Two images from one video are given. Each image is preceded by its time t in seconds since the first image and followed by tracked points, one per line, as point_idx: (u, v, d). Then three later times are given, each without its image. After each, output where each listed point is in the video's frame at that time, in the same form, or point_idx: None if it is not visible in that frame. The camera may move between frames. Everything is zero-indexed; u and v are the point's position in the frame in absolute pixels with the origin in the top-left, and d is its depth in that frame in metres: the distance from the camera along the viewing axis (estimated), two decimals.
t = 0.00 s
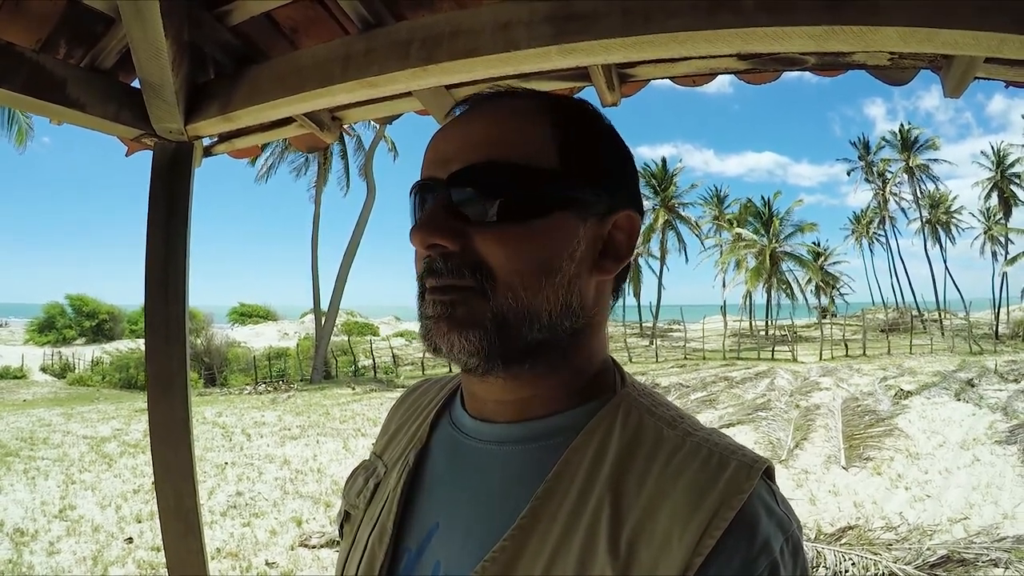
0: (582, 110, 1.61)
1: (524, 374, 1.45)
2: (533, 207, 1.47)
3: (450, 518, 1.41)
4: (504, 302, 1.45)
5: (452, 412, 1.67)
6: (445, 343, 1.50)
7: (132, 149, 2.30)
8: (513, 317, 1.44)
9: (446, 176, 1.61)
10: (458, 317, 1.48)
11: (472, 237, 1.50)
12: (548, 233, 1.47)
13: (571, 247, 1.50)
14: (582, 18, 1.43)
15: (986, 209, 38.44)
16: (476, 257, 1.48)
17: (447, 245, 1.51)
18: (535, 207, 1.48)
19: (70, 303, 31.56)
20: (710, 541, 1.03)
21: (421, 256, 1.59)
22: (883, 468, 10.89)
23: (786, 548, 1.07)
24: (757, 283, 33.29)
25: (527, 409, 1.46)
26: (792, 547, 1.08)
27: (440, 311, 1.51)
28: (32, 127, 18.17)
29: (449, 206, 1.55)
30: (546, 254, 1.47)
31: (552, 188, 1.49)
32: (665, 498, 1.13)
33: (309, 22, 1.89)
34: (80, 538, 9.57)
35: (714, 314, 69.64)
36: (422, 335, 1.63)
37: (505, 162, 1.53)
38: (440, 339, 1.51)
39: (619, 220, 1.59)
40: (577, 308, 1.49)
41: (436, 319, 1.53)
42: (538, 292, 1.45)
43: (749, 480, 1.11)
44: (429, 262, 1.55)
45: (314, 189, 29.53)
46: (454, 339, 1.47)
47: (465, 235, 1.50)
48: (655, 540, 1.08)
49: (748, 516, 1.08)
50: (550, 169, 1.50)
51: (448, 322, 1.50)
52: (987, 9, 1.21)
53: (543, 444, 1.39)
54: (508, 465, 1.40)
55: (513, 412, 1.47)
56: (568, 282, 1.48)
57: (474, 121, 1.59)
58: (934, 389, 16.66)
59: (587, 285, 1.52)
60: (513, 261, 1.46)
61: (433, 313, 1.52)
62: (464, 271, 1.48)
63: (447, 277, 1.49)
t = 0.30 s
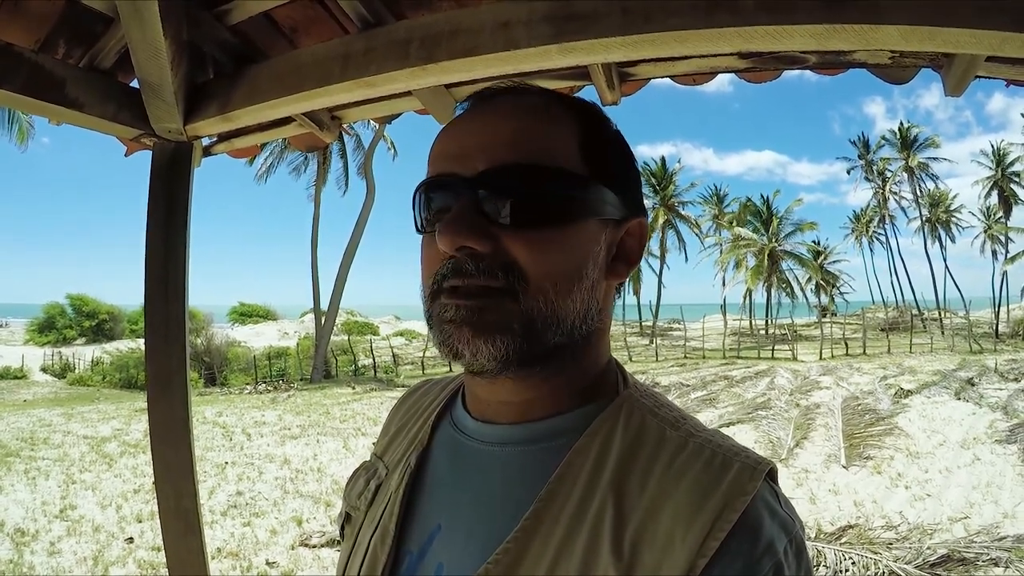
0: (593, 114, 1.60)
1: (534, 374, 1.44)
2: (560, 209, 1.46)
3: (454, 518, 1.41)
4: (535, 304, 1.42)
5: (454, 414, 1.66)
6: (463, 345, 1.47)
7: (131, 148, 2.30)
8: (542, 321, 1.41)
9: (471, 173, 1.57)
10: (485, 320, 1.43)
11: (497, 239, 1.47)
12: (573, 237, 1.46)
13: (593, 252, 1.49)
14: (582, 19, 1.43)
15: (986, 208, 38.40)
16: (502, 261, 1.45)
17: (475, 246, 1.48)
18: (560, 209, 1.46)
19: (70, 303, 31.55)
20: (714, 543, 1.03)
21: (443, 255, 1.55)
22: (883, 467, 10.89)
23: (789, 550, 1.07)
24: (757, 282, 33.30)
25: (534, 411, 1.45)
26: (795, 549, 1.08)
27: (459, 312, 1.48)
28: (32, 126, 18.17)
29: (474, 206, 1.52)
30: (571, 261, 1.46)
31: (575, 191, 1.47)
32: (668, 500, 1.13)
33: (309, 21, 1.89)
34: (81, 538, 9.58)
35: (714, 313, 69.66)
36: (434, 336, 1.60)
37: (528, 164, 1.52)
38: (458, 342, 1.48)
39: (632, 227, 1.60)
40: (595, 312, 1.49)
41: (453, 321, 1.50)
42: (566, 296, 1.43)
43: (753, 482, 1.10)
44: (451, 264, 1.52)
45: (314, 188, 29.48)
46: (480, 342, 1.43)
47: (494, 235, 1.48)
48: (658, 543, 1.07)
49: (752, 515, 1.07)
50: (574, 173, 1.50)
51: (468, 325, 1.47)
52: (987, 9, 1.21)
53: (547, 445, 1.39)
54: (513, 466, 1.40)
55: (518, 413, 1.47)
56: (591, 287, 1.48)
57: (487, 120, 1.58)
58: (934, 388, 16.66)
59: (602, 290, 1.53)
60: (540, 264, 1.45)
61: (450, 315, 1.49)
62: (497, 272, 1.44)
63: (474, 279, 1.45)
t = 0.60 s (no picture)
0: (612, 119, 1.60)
1: (553, 375, 1.44)
2: (593, 215, 1.45)
3: (467, 514, 1.40)
4: (568, 308, 1.41)
5: (463, 411, 1.66)
6: (496, 346, 1.45)
7: (133, 148, 2.30)
8: (572, 325, 1.41)
9: (508, 174, 1.54)
10: (519, 322, 1.42)
11: (539, 243, 1.45)
12: (603, 242, 1.46)
13: (618, 258, 1.50)
14: (583, 18, 1.43)
15: (988, 207, 38.33)
16: (545, 264, 1.43)
17: (519, 250, 1.45)
18: (593, 215, 1.45)
19: (72, 302, 31.60)
20: (718, 537, 1.03)
21: (477, 257, 1.52)
22: (885, 467, 10.88)
23: (790, 542, 1.07)
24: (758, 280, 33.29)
25: (552, 411, 1.45)
26: (797, 542, 1.08)
27: (494, 314, 1.45)
28: (33, 125, 18.19)
29: (505, 211, 1.50)
30: (601, 265, 1.46)
31: (607, 197, 1.47)
32: (673, 500, 1.12)
33: (311, 21, 1.89)
34: (83, 537, 9.59)
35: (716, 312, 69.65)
36: (459, 336, 1.58)
37: (566, 167, 1.51)
38: (491, 342, 1.46)
39: (649, 235, 1.62)
40: (615, 316, 1.50)
41: (486, 321, 1.47)
42: (594, 300, 1.43)
43: (757, 478, 1.10)
44: (489, 265, 1.48)
45: (315, 188, 29.46)
46: (512, 344, 1.42)
47: (532, 241, 1.46)
48: (662, 540, 1.07)
49: (757, 511, 1.07)
50: (606, 181, 1.50)
51: (503, 326, 1.45)
52: (989, 8, 1.21)
53: (559, 443, 1.39)
54: (530, 464, 1.39)
55: (534, 411, 1.47)
56: (615, 293, 1.49)
57: (521, 122, 1.55)
58: (936, 387, 16.64)
59: (624, 293, 1.53)
60: (572, 266, 1.43)
61: (484, 317, 1.47)
62: (535, 277, 1.43)
63: (513, 282, 1.43)
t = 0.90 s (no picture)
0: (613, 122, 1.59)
1: (550, 375, 1.44)
2: (580, 214, 1.45)
3: (470, 511, 1.40)
4: (555, 307, 1.41)
5: (471, 410, 1.66)
6: (486, 346, 1.46)
7: (136, 145, 2.31)
8: (562, 323, 1.41)
9: (496, 181, 1.55)
10: (508, 322, 1.43)
11: (526, 243, 1.46)
12: (594, 241, 1.46)
13: (612, 257, 1.49)
14: (585, 18, 1.43)
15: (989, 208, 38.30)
16: (531, 263, 1.44)
17: (501, 251, 1.46)
18: (580, 216, 1.45)
19: (73, 299, 31.62)
20: (709, 532, 1.02)
21: (468, 260, 1.53)
22: (885, 467, 10.87)
23: (784, 531, 1.05)
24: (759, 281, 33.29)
25: (553, 409, 1.45)
26: (791, 535, 1.06)
27: (485, 315, 1.46)
28: (33, 122, 18.17)
29: (495, 212, 1.51)
30: (591, 265, 1.46)
31: (595, 199, 1.47)
32: (668, 495, 1.12)
33: (314, 21, 1.89)
34: (83, 534, 9.61)
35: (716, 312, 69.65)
36: (459, 339, 1.59)
37: (554, 170, 1.51)
38: (482, 343, 1.47)
39: (652, 232, 1.59)
40: (613, 315, 1.49)
41: (478, 324, 1.49)
42: (586, 300, 1.43)
43: (754, 478, 1.09)
44: (476, 267, 1.50)
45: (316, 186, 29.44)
46: (503, 343, 1.43)
47: (518, 243, 1.47)
48: (656, 532, 1.07)
49: (753, 510, 1.06)
50: (595, 182, 1.49)
51: (494, 326, 1.46)
52: (988, 10, 1.21)
53: (562, 442, 1.39)
54: (533, 463, 1.39)
55: (535, 411, 1.47)
56: (609, 292, 1.48)
57: (511, 128, 1.56)
58: (936, 388, 16.64)
59: (621, 292, 1.52)
60: (561, 266, 1.44)
61: (475, 318, 1.48)
62: (519, 275, 1.44)
63: (497, 282, 1.44)
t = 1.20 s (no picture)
0: (603, 122, 1.60)
1: (542, 380, 1.44)
2: (556, 215, 1.48)
3: (475, 519, 1.40)
4: (531, 309, 1.44)
5: (481, 416, 1.66)
6: (470, 350, 1.50)
7: (135, 149, 2.30)
8: (544, 324, 1.43)
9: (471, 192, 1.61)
10: (487, 326, 1.48)
11: (499, 246, 1.50)
12: (572, 239, 1.47)
13: (595, 253, 1.49)
14: (583, 23, 1.43)
15: (988, 208, 38.33)
16: (504, 266, 1.48)
17: (476, 256, 1.52)
18: (559, 216, 1.48)
19: (73, 301, 31.60)
20: (710, 546, 1.02)
21: (452, 269, 1.60)
22: (885, 468, 10.86)
23: (786, 550, 1.05)
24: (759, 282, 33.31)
25: (551, 414, 1.45)
26: (793, 553, 1.06)
27: (468, 321, 1.53)
28: (32, 124, 18.16)
29: (472, 219, 1.56)
30: (571, 264, 1.47)
31: (569, 198, 1.48)
32: (674, 507, 1.12)
33: (314, 24, 1.88)
34: (82, 537, 9.60)
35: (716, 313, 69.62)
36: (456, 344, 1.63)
37: (525, 172, 1.53)
38: (467, 347, 1.51)
39: (645, 225, 1.57)
40: (605, 314, 1.49)
41: (467, 329, 1.54)
42: (564, 299, 1.44)
43: (759, 495, 1.09)
44: (458, 274, 1.57)
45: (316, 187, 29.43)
46: (483, 348, 1.47)
47: (493, 247, 1.51)
48: (660, 541, 1.07)
49: (759, 527, 1.06)
50: (571, 180, 1.50)
51: (475, 331, 1.51)
52: (987, 14, 1.21)
53: (565, 450, 1.40)
54: (538, 471, 1.39)
55: (536, 418, 1.47)
56: (596, 289, 1.48)
57: (484, 142, 1.63)
58: (936, 388, 16.64)
59: (613, 290, 1.52)
60: (538, 267, 1.46)
61: (461, 323, 1.54)
62: (493, 277, 1.49)
63: (476, 286, 1.50)
